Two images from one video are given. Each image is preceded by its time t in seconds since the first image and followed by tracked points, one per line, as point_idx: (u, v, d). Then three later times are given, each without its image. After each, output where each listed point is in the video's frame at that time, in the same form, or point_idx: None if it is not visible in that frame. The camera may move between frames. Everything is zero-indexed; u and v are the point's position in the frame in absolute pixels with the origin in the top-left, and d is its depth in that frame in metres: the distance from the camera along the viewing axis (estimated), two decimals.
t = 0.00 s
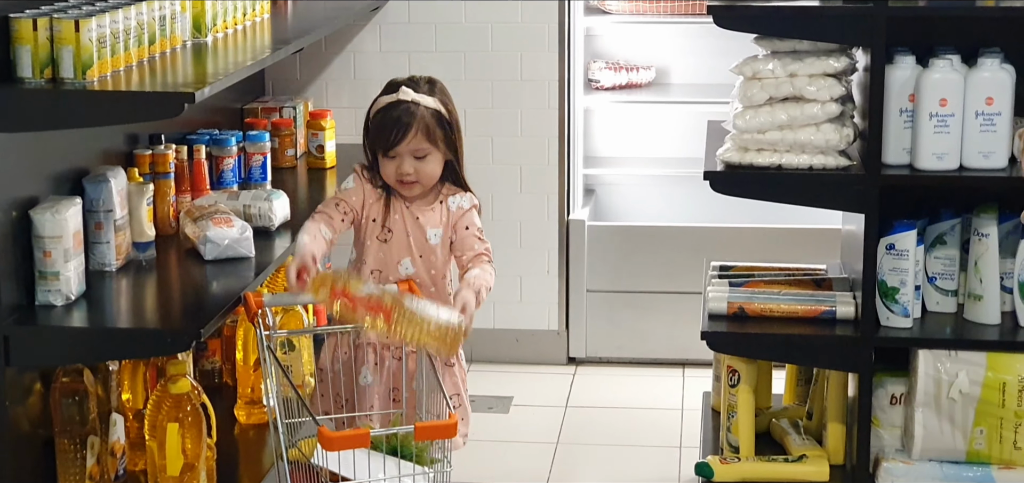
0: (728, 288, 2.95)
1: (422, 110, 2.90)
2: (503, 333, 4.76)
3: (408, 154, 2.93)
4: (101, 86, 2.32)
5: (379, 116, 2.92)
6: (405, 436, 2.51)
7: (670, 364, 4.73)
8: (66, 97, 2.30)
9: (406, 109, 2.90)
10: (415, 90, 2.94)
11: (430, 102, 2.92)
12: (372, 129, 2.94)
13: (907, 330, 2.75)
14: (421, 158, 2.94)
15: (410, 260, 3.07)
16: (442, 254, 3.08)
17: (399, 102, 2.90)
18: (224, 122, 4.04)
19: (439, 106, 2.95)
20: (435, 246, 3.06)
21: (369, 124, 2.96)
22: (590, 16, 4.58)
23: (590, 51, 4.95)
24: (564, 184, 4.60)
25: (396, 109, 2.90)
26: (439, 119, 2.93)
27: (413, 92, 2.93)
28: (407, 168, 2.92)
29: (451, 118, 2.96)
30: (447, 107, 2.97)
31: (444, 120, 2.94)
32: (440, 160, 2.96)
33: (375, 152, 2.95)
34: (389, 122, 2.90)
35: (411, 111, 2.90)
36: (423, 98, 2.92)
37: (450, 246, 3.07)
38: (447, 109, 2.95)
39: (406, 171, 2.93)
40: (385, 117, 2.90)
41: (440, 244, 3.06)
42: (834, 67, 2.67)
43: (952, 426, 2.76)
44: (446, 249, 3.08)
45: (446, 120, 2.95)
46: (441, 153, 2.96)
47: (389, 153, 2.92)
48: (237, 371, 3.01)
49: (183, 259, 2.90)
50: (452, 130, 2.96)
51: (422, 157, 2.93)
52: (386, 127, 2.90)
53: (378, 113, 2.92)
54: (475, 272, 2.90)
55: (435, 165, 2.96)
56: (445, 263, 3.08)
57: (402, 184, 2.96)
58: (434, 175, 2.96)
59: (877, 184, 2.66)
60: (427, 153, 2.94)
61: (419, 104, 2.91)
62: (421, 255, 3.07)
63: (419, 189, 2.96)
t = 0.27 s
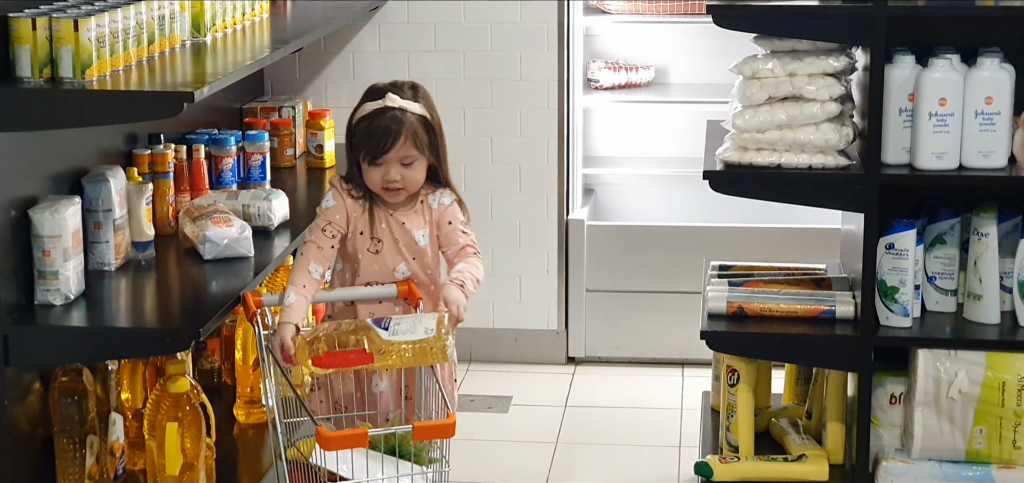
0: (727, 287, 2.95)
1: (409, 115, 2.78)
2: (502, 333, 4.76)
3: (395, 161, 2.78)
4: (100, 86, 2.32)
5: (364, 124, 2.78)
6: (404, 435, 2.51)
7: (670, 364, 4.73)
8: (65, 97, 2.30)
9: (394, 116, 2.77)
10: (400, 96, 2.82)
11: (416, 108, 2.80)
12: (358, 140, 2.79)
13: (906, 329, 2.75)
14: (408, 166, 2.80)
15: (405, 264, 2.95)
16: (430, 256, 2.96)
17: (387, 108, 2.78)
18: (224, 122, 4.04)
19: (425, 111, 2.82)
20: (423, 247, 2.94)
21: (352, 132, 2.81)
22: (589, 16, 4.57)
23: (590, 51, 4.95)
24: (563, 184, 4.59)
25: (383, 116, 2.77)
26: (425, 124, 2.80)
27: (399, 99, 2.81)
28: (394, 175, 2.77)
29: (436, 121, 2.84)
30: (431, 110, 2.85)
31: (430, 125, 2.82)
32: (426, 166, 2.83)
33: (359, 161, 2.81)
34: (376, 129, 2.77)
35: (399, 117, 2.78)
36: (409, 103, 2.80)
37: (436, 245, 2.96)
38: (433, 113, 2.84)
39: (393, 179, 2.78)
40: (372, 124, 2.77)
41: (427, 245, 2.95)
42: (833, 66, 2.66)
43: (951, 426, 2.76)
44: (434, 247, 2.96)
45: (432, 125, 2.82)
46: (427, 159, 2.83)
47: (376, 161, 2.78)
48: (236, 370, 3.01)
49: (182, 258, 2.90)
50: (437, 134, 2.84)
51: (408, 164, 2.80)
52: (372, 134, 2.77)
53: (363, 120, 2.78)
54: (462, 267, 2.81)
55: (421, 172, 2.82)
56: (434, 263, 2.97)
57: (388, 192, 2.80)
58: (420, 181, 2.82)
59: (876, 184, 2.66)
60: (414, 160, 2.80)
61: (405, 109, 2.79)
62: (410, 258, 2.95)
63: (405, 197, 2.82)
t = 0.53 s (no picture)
0: (725, 288, 2.95)
1: (380, 120, 2.77)
2: (500, 334, 4.76)
3: (368, 166, 2.78)
4: (97, 86, 2.32)
5: (337, 129, 2.78)
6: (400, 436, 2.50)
7: (667, 364, 4.73)
8: (62, 97, 2.30)
9: (365, 120, 2.77)
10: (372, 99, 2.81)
11: (387, 111, 2.79)
12: (332, 143, 2.79)
13: (904, 330, 2.75)
14: (382, 170, 2.80)
15: (389, 262, 2.94)
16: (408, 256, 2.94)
17: (359, 112, 2.77)
18: (221, 123, 4.04)
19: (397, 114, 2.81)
20: (400, 248, 2.92)
21: (326, 137, 2.81)
22: (586, 17, 4.58)
23: (587, 51, 4.95)
24: (561, 185, 4.59)
25: (355, 121, 2.76)
26: (398, 127, 2.80)
27: (371, 102, 2.80)
28: (368, 179, 2.78)
29: (409, 123, 2.83)
30: (403, 112, 2.83)
31: (403, 128, 2.81)
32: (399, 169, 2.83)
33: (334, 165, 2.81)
34: (349, 133, 2.76)
35: (371, 122, 2.77)
36: (381, 107, 2.79)
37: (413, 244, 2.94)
38: (406, 116, 2.82)
39: (367, 183, 2.78)
40: (345, 130, 2.76)
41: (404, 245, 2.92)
42: (831, 67, 2.67)
43: (949, 426, 2.76)
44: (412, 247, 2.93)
45: (405, 128, 2.81)
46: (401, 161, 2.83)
47: (349, 165, 2.78)
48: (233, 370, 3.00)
49: (180, 259, 2.90)
50: (410, 136, 2.83)
51: (382, 168, 2.80)
52: (345, 139, 2.77)
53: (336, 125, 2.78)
54: (425, 277, 2.71)
55: (395, 176, 2.83)
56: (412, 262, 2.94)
57: (363, 195, 2.81)
58: (394, 184, 2.83)
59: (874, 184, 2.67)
60: (387, 163, 2.80)
61: (377, 114, 2.77)
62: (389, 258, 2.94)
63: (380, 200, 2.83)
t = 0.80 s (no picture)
0: (721, 291, 2.95)
1: (364, 130, 2.76)
2: (496, 337, 4.75)
3: (353, 175, 2.77)
4: (92, 89, 2.32)
5: (321, 139, 2.77)
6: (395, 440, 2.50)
7: (663, 368, 4.73)
8: (57, 100, 2.30)
9: (349, 130, 2.76)
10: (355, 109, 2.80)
11: (371, 121, 2.78)
12: (316, 153, 2.78)
13: (899, 334, 2.76)
14: (367, 179, 2.79)
15: (375, 267, 2.93)
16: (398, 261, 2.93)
17: (342, 123, 2.76)
18: (217, 126, 4.04)
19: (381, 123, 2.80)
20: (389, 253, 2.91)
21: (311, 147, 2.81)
22: (582, 20, 4.58)
23: (583, 55, 4.96)
24: (557, 189, 4.60)
25: (338, 132, 2.76)
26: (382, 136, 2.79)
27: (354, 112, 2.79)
28: (353, 189, 2.77)
29: (394, 131, 2.82)
30: (388, 121, 2.82)
31: (388, 137, 2.80)
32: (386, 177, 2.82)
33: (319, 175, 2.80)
34: (332, 144, 2.76)
35: (354, 132, 2.76)
36: (365, 116, 2.78)
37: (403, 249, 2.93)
38: (390, 125, 2.81)
39: (353, 192, 2.77)
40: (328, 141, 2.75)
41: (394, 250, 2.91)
42: (826, 71, 2.67)
43: (944, 430, 2.76)
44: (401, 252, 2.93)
45: (389, 137, 2.80)
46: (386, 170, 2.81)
47: (334, 176, 2.77)
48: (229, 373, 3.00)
49: (175, 262, 2.90)
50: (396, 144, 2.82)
51: (368, 177, 2.79)
52: (329, 150, 2.76)
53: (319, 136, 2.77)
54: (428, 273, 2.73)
55: (381, 185, 2.81)
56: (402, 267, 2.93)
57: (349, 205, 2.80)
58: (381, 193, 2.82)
59: (869, 188, 2.67)
60: (373, 173, 2.79)
61: (360, 124, 2.77)
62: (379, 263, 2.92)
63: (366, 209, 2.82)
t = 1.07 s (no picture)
0: (719, 300, 2.95)
1: (363, 138, 2.76)
2: (494, 346, 4.75)
3: (353, 184, 2.77)
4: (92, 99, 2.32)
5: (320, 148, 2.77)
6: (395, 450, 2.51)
7: (662, 376, 4.73)
8: (57, 109, 2.30)
9: (348, 139, 2.76)
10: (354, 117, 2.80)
11: (371, 129, 2.78)
12: (315, 163, 2.78)
13: (898, 343, 2.76)
14: (367, 188, 2.78)
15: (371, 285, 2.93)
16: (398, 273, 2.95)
17: (341, 131, 2.76)
18: (216, 135, 4.04)
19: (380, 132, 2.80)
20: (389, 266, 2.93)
21: (309, 157, 2.80)
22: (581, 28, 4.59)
23: (582, 63, 4.97)
24: (556, 197, 4.60)
25: (338, 140, 2.75)
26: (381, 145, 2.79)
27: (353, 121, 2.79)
28: (354, 198, 2.76)
29: (392, 141, 2.83)
30: (386, 130, 2.83)
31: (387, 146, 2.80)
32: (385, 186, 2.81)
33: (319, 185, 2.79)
34: (332, 152, 2.75)
35: (354, 140, 2.76)
36: (364, 125, 2.78)
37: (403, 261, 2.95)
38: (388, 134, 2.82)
39: (353, 201, 2.76)
40: (328, 148, 2.75)
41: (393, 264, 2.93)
42: (825, 80, 2.67)
43: (943, 439, 2.76)
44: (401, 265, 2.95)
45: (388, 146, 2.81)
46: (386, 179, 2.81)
47: (334, 185, 2.76)
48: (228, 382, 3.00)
49: (174, 270, 2.90)
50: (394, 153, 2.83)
51: (368, 185, 2.78)
52: (329, 158, 2.75)
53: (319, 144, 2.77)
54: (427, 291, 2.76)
55: (380, 194, 2.81)
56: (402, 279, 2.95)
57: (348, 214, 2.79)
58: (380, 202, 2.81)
59: (868, 197, 2.67)
60: (373, 181, 2.78)
61: (360, 131, 2.77)
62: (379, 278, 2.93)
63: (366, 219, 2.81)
